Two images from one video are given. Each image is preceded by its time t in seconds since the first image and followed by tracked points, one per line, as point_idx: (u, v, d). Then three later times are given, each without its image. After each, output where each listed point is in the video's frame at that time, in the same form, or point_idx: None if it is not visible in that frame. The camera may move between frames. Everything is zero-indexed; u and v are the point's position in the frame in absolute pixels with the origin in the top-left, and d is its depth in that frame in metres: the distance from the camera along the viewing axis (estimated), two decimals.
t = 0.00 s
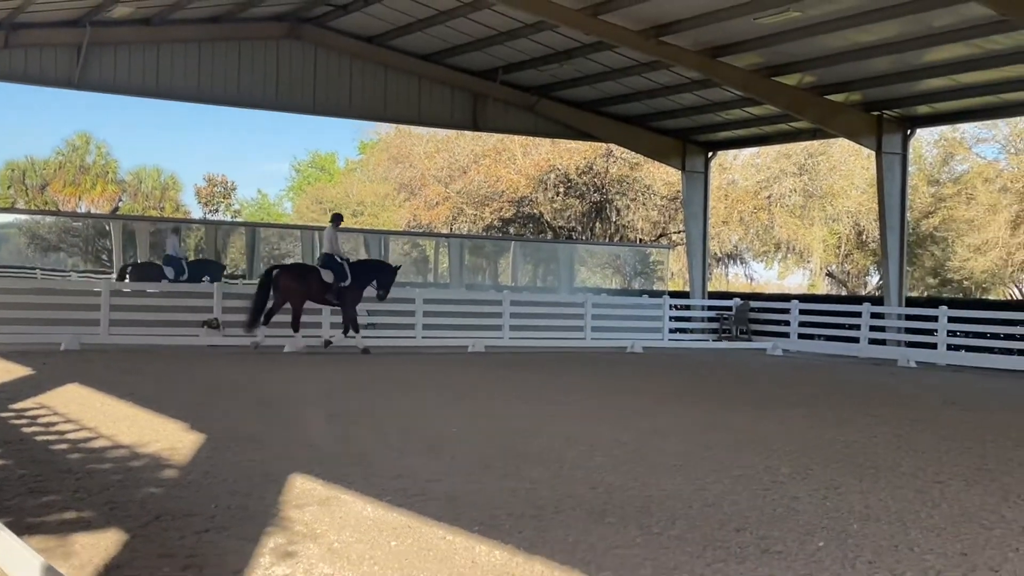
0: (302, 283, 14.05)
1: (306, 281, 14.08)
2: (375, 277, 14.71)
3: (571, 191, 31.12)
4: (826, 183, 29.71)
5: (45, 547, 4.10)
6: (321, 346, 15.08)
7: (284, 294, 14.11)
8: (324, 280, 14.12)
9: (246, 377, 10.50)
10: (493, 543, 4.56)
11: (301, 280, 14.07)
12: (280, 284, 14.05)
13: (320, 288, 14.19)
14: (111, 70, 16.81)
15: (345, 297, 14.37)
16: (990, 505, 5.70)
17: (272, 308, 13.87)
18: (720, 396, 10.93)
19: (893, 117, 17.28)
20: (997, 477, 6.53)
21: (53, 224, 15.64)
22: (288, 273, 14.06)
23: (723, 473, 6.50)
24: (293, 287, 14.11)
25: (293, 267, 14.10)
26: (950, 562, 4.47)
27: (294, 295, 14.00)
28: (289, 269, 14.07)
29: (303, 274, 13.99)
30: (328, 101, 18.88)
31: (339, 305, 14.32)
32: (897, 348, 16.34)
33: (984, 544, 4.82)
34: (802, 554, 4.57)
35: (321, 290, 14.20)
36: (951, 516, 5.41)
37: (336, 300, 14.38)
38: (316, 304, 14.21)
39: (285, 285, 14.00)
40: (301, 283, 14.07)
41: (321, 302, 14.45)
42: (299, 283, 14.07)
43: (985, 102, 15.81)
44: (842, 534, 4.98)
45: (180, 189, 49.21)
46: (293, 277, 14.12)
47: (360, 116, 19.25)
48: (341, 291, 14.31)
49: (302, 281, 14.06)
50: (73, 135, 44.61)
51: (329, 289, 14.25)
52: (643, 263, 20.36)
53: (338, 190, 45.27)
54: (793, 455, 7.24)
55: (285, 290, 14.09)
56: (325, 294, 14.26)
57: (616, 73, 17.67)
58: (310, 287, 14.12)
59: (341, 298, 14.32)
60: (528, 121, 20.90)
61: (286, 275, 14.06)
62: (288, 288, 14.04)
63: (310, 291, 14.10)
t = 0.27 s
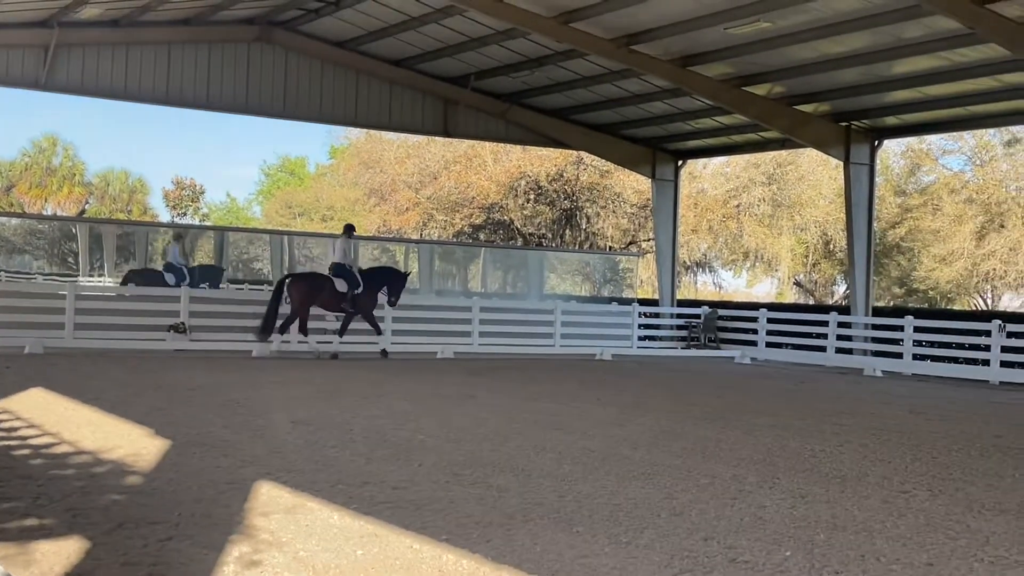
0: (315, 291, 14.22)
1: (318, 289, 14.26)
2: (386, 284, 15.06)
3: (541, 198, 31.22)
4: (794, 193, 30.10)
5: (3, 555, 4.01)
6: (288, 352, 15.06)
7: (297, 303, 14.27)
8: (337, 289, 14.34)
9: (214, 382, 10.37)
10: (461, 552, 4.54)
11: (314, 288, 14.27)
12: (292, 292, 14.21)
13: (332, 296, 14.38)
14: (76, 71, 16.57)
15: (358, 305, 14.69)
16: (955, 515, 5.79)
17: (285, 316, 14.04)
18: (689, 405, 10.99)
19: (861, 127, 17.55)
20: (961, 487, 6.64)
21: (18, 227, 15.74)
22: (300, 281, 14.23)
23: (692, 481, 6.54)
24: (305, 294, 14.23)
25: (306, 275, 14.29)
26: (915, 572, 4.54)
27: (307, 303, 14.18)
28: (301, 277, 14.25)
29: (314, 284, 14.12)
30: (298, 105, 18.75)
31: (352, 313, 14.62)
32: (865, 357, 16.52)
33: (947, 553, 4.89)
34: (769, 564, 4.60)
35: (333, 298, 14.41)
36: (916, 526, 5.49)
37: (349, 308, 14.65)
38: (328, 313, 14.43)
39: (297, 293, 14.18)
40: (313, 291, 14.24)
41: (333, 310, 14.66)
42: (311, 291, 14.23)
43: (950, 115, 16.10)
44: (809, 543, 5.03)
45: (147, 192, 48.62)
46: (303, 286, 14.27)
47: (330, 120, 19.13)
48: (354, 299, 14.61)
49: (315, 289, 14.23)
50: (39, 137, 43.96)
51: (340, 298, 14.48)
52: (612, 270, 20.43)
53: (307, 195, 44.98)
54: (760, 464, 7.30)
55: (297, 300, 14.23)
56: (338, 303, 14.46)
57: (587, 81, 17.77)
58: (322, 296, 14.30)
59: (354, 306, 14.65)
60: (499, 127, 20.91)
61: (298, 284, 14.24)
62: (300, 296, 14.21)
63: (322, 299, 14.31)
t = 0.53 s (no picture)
0: (324, 299, 14.33)
1: (328, 298, 14.36)
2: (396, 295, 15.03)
3: (507, 203, 31.28)
4: (759, 201, 30.59)
5: None
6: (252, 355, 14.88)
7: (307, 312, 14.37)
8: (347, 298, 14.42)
9: (177, 386, 10.21)
10: (426, 559, 4.51)
11: (322, 296, 14.36)
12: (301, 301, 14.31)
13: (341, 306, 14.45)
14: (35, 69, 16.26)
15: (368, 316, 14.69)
16: (918, 522, 5.88)
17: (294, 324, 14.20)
18: (655, 411, 11.05)
19: (825, 136, 17.84)
20: (925, 495, 6.75)
21: None
22: (310, 290, 14.35)
23: (658, 488, 6.58)
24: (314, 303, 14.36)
25: (316, 284, 14.41)
26: None
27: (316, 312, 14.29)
28: (311, 286, 14.37)
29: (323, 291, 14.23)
30: (262, 108, 18.58)
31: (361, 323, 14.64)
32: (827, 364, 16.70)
33: (910, 561, 4.96)
34: (735, 572, 4.64)
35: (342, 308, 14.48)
36: (879, 533, 5.57)
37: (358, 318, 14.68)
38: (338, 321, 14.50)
39: (307, 302, 14.28)
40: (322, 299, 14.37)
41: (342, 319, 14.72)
42: (319, 299, 14.36)
43: (911, 124, 16.44)
44: (775, 551, 5.08)
45: (109, 194, 47.77)
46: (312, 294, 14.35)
47: (295, 124, 18.97)
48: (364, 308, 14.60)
49: (323, 298, 14.35)
50: None
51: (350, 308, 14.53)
52: (577, 277, 20.48)
53: (272, 198, 44.54)
54: (725, 471, 7.36)
55: (308, 309, 14.33)
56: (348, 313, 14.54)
57: (554, 86, 17.86)
58: (331, 305, 14.41)
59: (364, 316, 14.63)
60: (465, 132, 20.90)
61: (307, 293, 14.37)
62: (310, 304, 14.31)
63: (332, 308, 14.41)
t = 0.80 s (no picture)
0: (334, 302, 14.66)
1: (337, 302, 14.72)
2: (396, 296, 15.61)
3: (470, 207, 31.25)
4: (720, 206, 30.88)
5: None
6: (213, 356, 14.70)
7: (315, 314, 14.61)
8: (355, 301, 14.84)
9: (136, 388, 10.07)
10: (388, 563, 4.51)
11: (332, 299, 14.69)
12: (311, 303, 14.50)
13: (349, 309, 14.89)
14: None
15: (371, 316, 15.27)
16: (876, 526, 6.02)
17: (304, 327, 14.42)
18: (618, 415, 11.15)
19: (786, 143, 18.15)
20: (883, 498, 6.91)
21: None
22: (319, 293, 14.53)
23: (621, 492, 6.64)
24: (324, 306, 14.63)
25: (322, 286, 14.59)
26: None
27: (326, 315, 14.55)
28: (319, 288, 14.57)
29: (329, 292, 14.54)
30: (224, 108, 18.38)
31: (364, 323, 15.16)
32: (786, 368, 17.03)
33: (869, 565, 5.08)
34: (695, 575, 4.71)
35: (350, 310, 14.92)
36: (837, 537, 5.69)
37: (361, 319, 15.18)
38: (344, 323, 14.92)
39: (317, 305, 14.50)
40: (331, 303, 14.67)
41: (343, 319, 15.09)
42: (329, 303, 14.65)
43: (869, 131, 16.78)
44: (736, 554, 5.16)
45: (68, 194, 46.93)
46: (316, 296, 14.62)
47: (258, 125, 18.77)
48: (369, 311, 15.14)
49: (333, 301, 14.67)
50: None
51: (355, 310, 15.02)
52: (540, 280, 20.57)
53: (234, 199, 44.08)
54: (686, 475, 7.46)
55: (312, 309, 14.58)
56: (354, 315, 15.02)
57: (518, 91, 17.92)
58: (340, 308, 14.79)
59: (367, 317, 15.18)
60: (429, 135, 20.86)
61: (315, 295, 14.57)
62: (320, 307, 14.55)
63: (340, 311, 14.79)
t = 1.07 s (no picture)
0: (330, 304, 15.11)
1: (333, 303, 15.15)
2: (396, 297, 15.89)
3: (429, 207, 31.15)
4: (679, 208, 31.28)
5: None
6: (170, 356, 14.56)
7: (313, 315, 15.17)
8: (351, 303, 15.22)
9: (90, 388, 9.90)
10: (345, 565, 4.52)
11: (327, 301, 15.14)
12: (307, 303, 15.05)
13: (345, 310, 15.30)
14: None
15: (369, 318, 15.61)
16: (831, 527, 6.18)
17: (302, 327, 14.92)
18: (578, 416, 11.23)
19: (743, 146, 18.45)
20: (838, 499, 7.07)
21: None
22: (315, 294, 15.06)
23: (580, 494, 6.70)
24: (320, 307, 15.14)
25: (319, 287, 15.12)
26: None
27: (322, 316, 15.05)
28: (316, 290, 15.09)
29: (329, 295, 15.00)
30: (182, 106, 18.14)
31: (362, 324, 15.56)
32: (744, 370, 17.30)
33: (824, 566, 5.21)
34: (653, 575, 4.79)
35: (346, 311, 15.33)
36: (793, 537, 5.82)
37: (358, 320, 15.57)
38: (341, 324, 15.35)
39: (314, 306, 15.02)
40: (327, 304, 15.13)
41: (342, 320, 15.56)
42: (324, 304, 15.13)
43: (824, 135, 17.13)
44: (693, 556, 5.26)
45: (22, 193, 45.74)
46: (316, 298, 15.11)
47: (217, 124, 18.55)
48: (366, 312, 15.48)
49: (329, 303, 15.12)
50: None
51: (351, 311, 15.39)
52: (499, 280, 20.59)
53: (190, 198, 43.40)
54: (644, 476, 7.56)
55: (312, 311, 15.08)
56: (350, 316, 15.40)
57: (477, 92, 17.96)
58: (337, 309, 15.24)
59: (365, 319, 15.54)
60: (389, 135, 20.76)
61: (312, 297, 15.08)
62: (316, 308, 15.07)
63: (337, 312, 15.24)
